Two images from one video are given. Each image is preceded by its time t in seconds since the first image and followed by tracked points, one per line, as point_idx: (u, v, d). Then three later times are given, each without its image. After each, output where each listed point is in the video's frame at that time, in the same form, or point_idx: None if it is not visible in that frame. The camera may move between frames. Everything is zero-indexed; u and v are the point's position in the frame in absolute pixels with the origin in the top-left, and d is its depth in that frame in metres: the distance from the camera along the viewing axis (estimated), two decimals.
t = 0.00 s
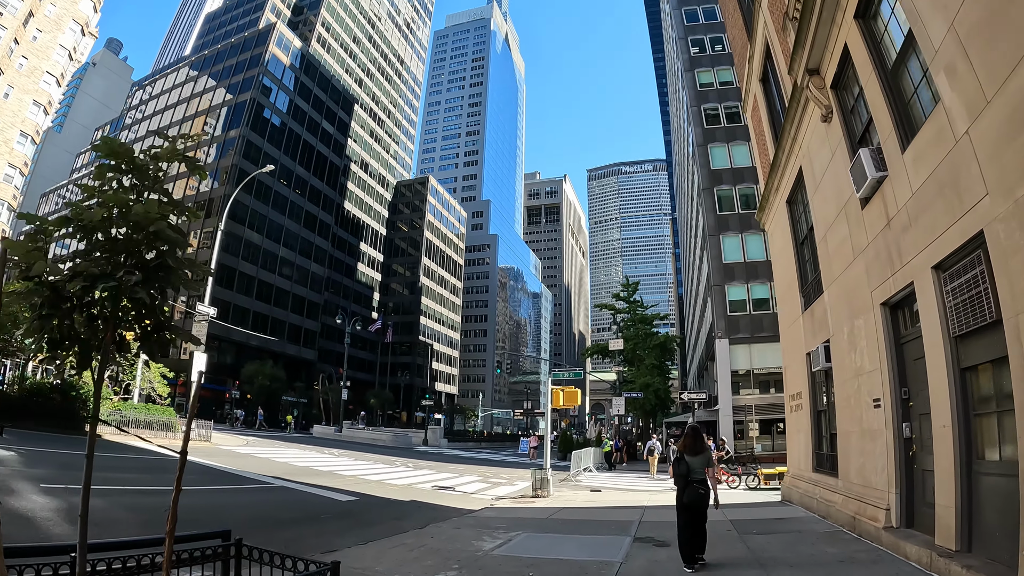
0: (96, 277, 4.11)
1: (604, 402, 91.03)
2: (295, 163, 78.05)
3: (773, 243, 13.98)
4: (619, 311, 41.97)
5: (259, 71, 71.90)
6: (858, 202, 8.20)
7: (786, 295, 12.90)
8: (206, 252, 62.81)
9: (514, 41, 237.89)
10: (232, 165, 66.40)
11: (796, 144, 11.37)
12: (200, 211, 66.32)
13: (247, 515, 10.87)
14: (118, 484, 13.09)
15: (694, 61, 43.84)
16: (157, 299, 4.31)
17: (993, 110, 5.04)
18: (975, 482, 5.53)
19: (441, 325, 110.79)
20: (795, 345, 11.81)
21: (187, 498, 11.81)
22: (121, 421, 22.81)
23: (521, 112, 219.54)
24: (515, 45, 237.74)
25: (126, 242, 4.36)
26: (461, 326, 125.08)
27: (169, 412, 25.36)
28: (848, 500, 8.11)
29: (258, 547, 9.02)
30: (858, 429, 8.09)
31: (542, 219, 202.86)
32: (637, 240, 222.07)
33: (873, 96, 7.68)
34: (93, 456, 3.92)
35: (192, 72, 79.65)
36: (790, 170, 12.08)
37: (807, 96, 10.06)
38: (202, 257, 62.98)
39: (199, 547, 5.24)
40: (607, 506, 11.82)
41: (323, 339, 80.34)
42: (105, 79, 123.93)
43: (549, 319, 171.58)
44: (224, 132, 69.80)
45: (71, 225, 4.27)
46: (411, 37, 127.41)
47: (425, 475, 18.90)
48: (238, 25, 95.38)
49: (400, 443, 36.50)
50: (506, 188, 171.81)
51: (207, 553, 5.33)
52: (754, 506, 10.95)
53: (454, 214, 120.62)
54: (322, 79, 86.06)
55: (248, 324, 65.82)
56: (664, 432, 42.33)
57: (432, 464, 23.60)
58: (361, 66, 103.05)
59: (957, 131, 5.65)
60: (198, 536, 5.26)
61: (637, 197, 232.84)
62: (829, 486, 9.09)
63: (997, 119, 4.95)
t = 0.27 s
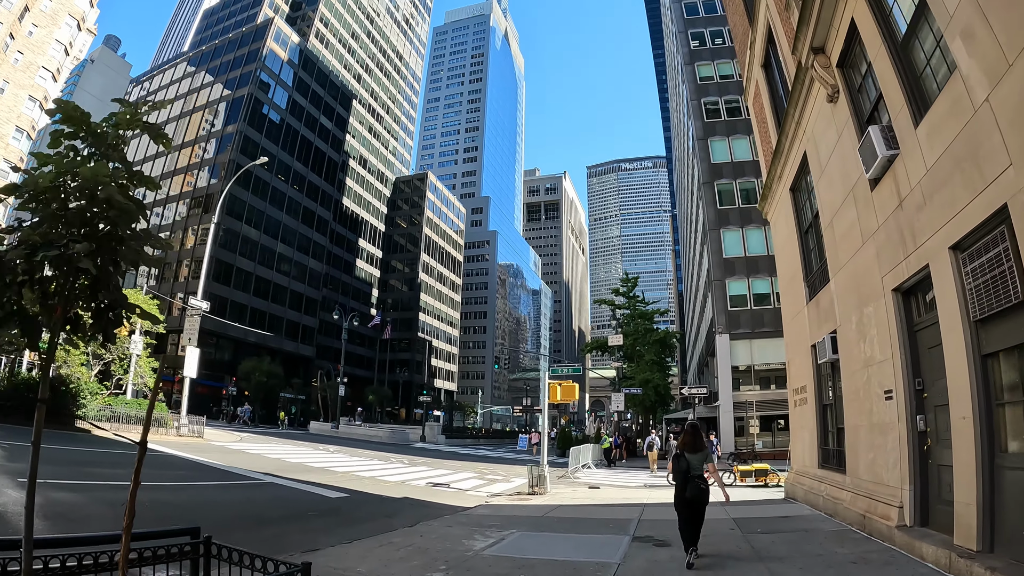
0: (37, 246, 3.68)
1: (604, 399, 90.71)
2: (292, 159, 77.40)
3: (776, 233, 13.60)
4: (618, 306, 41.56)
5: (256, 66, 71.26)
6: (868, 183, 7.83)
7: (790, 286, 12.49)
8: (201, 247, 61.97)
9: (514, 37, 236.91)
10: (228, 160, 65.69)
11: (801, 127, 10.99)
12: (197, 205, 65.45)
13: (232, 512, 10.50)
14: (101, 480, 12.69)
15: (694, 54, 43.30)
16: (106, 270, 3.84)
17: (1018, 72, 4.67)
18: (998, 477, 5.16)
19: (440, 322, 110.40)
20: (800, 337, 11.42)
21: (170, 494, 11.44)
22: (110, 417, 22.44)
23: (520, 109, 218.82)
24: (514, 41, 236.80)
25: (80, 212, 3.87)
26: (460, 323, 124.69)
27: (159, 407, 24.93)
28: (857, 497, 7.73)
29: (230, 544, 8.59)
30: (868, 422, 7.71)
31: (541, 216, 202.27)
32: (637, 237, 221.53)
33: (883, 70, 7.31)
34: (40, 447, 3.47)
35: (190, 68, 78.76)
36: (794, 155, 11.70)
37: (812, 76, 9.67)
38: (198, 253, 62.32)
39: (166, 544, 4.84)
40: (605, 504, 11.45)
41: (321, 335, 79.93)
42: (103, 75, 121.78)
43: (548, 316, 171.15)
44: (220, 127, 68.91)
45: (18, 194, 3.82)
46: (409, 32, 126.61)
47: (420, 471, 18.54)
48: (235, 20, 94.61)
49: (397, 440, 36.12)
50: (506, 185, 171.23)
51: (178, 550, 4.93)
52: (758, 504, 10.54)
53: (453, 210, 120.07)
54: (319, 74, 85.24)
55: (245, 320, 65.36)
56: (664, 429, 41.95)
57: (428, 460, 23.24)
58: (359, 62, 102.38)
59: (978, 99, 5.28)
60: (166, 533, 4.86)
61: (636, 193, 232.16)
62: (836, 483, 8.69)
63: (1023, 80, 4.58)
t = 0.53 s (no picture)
0: None
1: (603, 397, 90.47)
2: (289, 156, 76.71)
3: (778, 225, 13.21)
4: (617, 303, 41.15)
5: (254, 62, 70.54)
6: (877, 167, 7.44)
7: (793, 279, 12.10)
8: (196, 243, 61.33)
9: (513, 34, 236.09)
10: (225, 156, 65.00)
11: (804, 113, 10.59)
12: (193, 201, 64.70)
13: (214, 512, 10.12)
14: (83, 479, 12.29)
15: (693, 49, 42.78)
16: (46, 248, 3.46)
17: None
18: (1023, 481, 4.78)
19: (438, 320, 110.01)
20: (803, 333, 11.04)
21: (152, 493, 11.03)
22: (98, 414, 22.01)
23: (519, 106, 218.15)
24: (514, 39, 236.05)
25: (26, 192, 3.47)
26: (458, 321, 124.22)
27: (151, 404, 24.51)
28: (866, 500, 7.35)
29: (192, 550, 7.96)
30: (878, 421, 7.33)
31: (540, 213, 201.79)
32: (636, 235, 221.08)
33: (893, 48, 6.92)
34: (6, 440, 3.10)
35: (187, 64, 77.89)
36: (797, 143, 11.31)
37: (817, 58, 9.28)
38: (194, 250, 61.59)
39: (124, 548, 4.22)
40: (601, 505, 11.08)
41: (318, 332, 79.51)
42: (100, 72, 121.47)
43: (547, 313, 170.70)
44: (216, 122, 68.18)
45: None
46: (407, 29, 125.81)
47: (414, 470, 18.17)
48: (232, 15, 93.76)
49: (392, 437, 35.72)
50: (505, 182, 170.65)
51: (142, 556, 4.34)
52: (760, 504, 10.16)
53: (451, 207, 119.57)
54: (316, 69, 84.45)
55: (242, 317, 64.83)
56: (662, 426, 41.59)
57: (422, 458, 22.86)
58: (357, 58, 101.67)
59: (1000, 71, 4.90)
60: (125, 535, 4.29)
61: (636, 191, 231.70)
62: (842, 485, 8.32)
63: None
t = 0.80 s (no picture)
0: None
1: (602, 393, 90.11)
2: (286, 151, 76.02)
3: (779, 215, 12.83)
4: (615, 298, 40.75)
5: (250, 56, 69.90)
6: (885, 147, 7.06)
7: (795, 269, 11.71)
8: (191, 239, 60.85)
9: (513, 31, 235.09)
10: (221, 151, 64.35)
11: (806, 96, 10.22)
12: (188, 197, 64.08)
13: (190, 507, 9.78)
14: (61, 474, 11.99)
15: (692, 42, 42.26)
16: None
17: None
18: None
19: (436, 316, 109.59)
20: (806, 324, 10.65)
21: (131, 488, 10.67)
22: (88, 409, 21.69)
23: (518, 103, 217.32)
24: (513, 35, 235.06)
25: None
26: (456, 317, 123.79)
27: (141, 399, 24.30)
28: (873, 498, 7.02)
29: (158, 548, 7.52)
30: (886, 413, 6.97)
31: (539, 210, 201.14)
32: (635, 232, 220.50)
33: (902, 19, 6.55)
34: None
35: (184, 59, 77.03)
36: (799, 128, 10.93)
37: (820, 36, 8.91)
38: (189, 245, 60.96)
39: (81, 544, 3.83)
40: (592, 503, 10.73)
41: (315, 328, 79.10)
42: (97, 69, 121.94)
43: (546, 310, 170.26)
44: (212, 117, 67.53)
45: None
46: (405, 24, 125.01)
47: (405, 466, 17.82)
48: (228, 10, 92.97)
49: (388, 434, 35.38)
50: (504, 179, 169.94)
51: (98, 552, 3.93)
52: (760, 502, 9.79)
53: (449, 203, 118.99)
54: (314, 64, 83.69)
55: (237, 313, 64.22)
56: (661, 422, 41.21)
57: (415, 455, 22.46)
58: (355, 53, 100.93)
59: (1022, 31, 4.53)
60: (85, 529, 3.86)
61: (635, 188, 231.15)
62: (847, 482, 7.97)
63: None
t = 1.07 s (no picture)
0: None
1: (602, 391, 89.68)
2: (284, 148, 75.41)
3: (782, 208, 12.45)
4: (614, 296, 40.34)
5: (247, 53, 69.38)
6: (897, 130, 6.69)
7: (799, 263, 11.33)
8: (188, 236, 60.46)
9: (512, 29, 234.41)
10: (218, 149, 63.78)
11: (811, 82, 9.83)
12: (185, 194, 63.50)
13: (170, 509, 9.42)
14: (40, 474, 11.64)
15: (692, 37, 41.77)
16: None
17: None
18: None
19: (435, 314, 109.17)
20: (810, 320, 10.28)
21: (107, 488, 10.29)
22: (77, 407, 21.37)
23: (518, 100, 216.69)
24: (513, 33, 234.33)
25: None
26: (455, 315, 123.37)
27: (132, 397, 23.97)
28: (884, 502, 6.65)
29: (130, 552, 7.15)
30: (898, 412, 6.59)
31: (538, 208, 200.60)
32: (636, 230, 219.99)
33: None
34: None
35: (182, 56, 76.33)
36: (803, 117, 10.55)
37: (826, 17, 8.53)
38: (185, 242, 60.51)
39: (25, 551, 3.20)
40: (587, 506, 10.37)
41: (313, 327, 78.65)
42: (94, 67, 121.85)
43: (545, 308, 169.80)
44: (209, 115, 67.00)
45: None
46: (404, 21, 124.36)
47: (399, 466, 17.45)
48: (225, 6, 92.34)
49: (385, 432, 35.03)
50: (503, 176, 169.39)
51: (50, 560, 3.27)
52: (762, 505, 9.39)
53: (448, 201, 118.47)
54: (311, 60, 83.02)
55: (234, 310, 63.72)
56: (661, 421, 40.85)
57: (410, 454, 22.10)
58: (353, 50, 100.33)
59: None
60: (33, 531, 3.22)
61: (635, 186, 230.62)
62: (856, 485, 7.59)
63: None
